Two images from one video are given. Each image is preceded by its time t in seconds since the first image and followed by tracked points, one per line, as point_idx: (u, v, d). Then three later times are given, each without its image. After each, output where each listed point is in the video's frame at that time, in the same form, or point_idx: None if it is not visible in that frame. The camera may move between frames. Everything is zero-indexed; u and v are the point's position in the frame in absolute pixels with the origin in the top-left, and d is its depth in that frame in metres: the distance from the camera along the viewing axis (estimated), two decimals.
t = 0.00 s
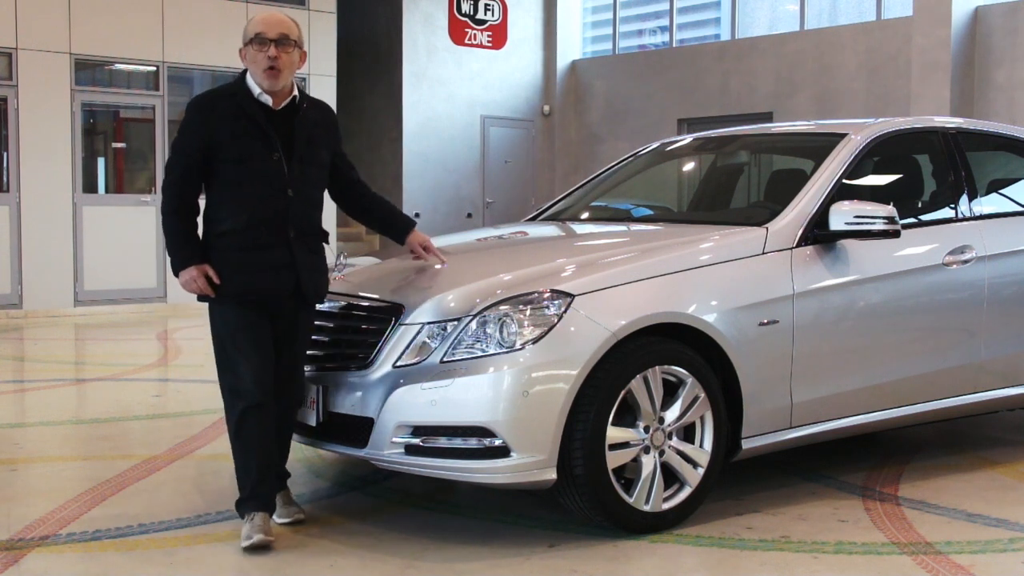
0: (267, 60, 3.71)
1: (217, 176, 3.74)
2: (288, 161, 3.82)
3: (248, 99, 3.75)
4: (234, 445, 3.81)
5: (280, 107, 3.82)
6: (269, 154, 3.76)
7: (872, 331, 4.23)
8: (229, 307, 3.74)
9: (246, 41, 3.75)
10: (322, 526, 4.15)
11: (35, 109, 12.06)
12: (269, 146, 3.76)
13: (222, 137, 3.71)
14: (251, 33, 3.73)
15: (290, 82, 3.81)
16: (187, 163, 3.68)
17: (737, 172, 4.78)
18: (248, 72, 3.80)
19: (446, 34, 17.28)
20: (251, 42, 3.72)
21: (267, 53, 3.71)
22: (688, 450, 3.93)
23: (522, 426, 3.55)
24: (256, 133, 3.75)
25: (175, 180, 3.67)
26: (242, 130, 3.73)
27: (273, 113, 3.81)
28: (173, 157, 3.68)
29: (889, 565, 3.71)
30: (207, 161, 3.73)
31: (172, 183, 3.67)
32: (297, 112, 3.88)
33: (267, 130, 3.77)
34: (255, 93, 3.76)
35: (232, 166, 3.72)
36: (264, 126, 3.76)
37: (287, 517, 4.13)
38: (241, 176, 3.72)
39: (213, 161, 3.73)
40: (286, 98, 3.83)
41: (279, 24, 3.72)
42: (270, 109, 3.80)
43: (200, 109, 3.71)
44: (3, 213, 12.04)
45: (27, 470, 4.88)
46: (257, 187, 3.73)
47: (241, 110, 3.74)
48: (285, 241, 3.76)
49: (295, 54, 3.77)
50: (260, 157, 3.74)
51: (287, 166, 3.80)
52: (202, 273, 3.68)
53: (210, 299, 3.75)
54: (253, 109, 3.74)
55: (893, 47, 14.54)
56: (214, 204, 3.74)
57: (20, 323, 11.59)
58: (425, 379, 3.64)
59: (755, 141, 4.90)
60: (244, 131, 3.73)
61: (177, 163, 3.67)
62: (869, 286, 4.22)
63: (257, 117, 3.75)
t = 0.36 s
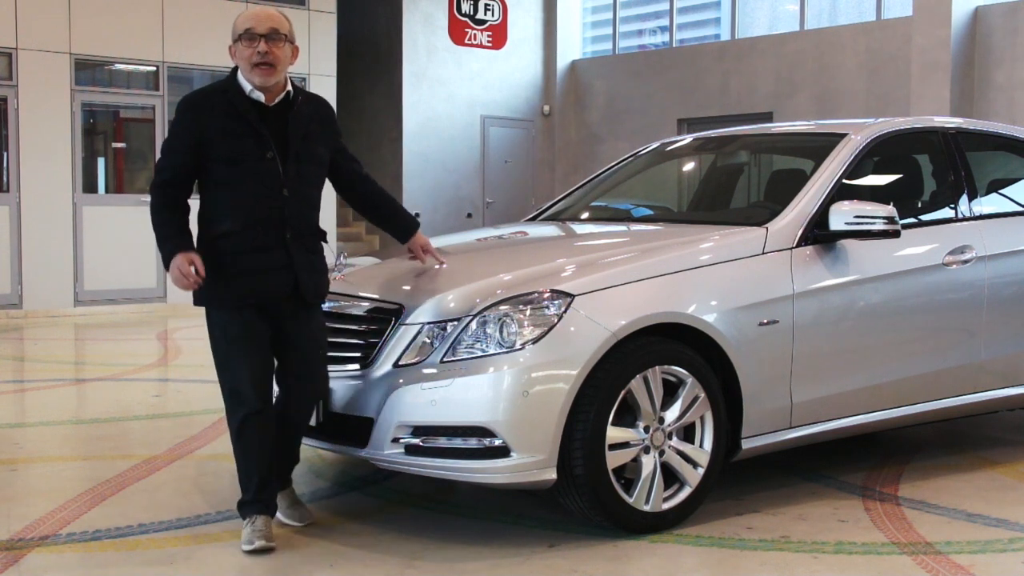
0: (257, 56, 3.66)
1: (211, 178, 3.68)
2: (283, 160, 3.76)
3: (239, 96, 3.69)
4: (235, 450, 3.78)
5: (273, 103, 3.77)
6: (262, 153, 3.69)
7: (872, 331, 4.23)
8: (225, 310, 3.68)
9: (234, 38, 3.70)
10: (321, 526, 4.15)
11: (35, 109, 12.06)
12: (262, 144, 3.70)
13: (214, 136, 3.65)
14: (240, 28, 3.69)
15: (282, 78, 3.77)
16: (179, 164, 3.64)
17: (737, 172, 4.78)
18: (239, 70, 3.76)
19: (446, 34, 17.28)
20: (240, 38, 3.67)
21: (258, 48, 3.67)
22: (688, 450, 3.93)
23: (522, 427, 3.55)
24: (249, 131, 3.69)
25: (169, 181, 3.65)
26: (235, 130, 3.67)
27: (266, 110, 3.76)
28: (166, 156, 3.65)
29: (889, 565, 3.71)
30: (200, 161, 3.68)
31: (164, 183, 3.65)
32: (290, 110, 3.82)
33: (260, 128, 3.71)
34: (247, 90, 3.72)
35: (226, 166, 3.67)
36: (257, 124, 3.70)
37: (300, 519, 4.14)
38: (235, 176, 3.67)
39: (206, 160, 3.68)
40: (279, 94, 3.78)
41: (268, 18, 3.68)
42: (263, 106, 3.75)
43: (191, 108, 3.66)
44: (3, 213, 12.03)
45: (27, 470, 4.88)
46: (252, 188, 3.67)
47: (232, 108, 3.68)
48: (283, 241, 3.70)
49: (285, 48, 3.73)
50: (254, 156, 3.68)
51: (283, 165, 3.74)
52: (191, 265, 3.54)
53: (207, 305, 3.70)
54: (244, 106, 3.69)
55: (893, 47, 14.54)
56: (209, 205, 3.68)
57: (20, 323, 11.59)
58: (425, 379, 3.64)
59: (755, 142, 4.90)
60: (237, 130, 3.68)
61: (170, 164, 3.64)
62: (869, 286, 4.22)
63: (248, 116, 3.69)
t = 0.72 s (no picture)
0: (267, 54, 3.63)
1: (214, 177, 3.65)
2: (289, 160, 3.74)
3: (246, 95, 3.67)
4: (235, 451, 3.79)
5: (281, 102, 3.74)
6: (268, 153, 3.67)
7: (872, 331, 4.23)
8: (228, 312, 3.66)
9: (244, 36, 3.68)
10: (321, 526, 4.16)
11: (35, 108, 12.06)
12: (268, 145, 3.67)
13: (218, 135, 3.63)
14: (250, 26, 3.66)
15: (290, 78, 3.73)
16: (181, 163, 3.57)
17: (737, 172, 4.78)
18: (247, 69, 3.73)
19: (446, 34, 17.28)
20: (250, 36, 3.65)
21: (267, 47, 3.64)
22: (688, 450, 3.94)
23: (522, 427, 3.55)
24: (255, 131, 3.66)
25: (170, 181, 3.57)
26: (240, 128, 3.64)
27: (272, 108, 3.73)
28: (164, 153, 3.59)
29: (889, 565, 3.71)
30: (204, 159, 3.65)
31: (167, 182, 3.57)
32: (297, 108, 3.79)
33: (266, 128, 3.68)
34: (254, 88, 3.69)
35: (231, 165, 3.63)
36: (262, 123, 3.67)
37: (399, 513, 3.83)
38: (239, 176, 3.64)
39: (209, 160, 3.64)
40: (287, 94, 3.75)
41: (279, 17, 3.66)
42: (270, 105, 3.72)
43: (195, 107, 3.64)
44: (3, 213, 12.03)
45: (27, 470, 4.88)
46: (256, 188, 3.65)
47: (237, 107, 3.66)
48: (287, 243, 3.69)
49: (295, 48, 3.71)
50: (259, 156, 3.65)
51: (288, 166, 3.72)
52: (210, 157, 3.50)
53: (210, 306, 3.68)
54: (250, 105, 3.66)
55: (893, 47, 14.54)
56: (213, 204, 3.67)
57: (20, 323, 11.59)
58: (425, 378, 3.64)
59: (755, 142, 4.90)
60: (242, 130, 3.64)
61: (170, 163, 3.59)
62: (869, 286, 4.22)
63: (254, 115, 3.66)
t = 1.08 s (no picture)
0: (285, 51, 3.62)
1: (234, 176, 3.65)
2: (309, 159, 3.72)
3: (266, 93, 3.66)
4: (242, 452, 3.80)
5: (300, 100, 3.72)
6: (288, 152, 3.65)
7: (872, 330, 4.23)
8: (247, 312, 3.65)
9: (263, 33, 3.67)
10: (321, 526, 4.16)
11: (35, 108, 12.07)
12: (287, 143, 3.66)
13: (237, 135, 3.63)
14: (269, 23, 3.65)
15: (310, 75, 3.72)
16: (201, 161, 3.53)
17: (737, 172, 4.78)
18: (267, 66, 3.72)
19: (446, 34, 17.27)
20: (269, 32, 3.64)
21: (285, 44, 3.63)
22: (688, 451, 3.93)
23: (522, 427, 3.55)
24: (274, 130, 3.65)
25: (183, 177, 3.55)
26: (259, 127, 3.64)
27: (293, 107, 3.72)
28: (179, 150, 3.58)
29: (889, 565, 3.71)
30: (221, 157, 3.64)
31: (183, 180, 3.56)
32: (317, 108, 3.77)
33: (285, 126, 3.67)
34: (273, 87, 3.68)
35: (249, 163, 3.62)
36: (282, 121, 3.67)
37: (392, 538, 3.77)
38: (257, 174, 3.62)
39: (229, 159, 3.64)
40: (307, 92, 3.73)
41: (299, 14, 3.64)
42: (289, 104, 3.71)
43: (213, 104, 3.63)
44: (3, 213, 12.03)
45: (27, 470, 4.88)
46: (273, 187, 3.63)
47: (256, 105, 3.65)
48: (306, 243, 3.67)
49: (314, 45, 3.69)
50: (278, 155, 3.64)
51: (308, 165, 3.70)
52: (246, 141, 3.43)
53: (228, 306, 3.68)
54: (269, 103, 3.65)
55: (893, 47, 14.53)
56: (230, 204, 3.66)
57: (20, 323, 11.59)
58: (425, 379, 3.64)
59: (755, 141, 4.90)
60: (261, 129, 3.64)
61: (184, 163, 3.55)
62: (869, 286, 4.22)
63: (272, 112, 3.65)
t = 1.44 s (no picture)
0: (325, 49, 3.61)
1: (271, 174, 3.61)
2: (346, 158, 3.69)
3: (305, 92, 3.63)
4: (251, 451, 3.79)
5: (338, 101, 3.70)
6: (326, 151, 3.62)
7: (871, 330, 4.23)
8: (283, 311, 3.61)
9: (304, 31, 3.66)
10: (321, 526, 4.16)
11: (32, 108, 12.05)
12: (326, 142, 3.63)
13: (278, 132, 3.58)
14: (311, 21, 3.65)
15: (348, 76, 3.71)
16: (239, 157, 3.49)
17: (735, 172, 4.78)
18: (306, 66, 3.71)
19: (444, 34, 17.25)
20: (311, 30, 3.63)
21: (326, 42, 3.62)
22: (686, 451, 3.93)
23: (520, 426, 3.55)
24: (313, 129, 3.62)
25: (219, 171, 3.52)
26: (299, 126, 3.60)
27: (331, 108, 3.69)
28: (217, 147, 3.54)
29: (887, 565, 3.72)
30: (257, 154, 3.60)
31: (220, 176, 3.52)
32: (354, 107, 3.75)
33: (324, 126, 3.64)
34: (312, 85, 3.65)
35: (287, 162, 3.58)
36: (321, 120, 3.63)
37: (388, 547, 3.77)
38: (294, 173, 3.59)
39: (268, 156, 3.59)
40: (345, 92, 3.72)
41: (341, 13, 3.64)
42: (328, 103, 3.69)
43: (251, 101, 3.60)
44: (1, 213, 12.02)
45: (25, 470, 4.88)
46: (310, 186, 3.59)
47: (296, 103, 3.61)
48: (342, 242, 3.63)
49: (354, 45, 3.68)
50: (317, 154, 3.60)
51: (345, 164, 3.67)
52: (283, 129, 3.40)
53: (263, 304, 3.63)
54: (308, 101, 3.62)
55: (892, 47, 14.54)
56: (265, 203, 3.62)
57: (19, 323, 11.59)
58: (424, 379, 3.64)
59: (753, 142, 4.90)
60: (300, 127, 3.60)
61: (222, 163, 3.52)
62: (868, 286, 4.22)
63: (311, 110, 3.62)
